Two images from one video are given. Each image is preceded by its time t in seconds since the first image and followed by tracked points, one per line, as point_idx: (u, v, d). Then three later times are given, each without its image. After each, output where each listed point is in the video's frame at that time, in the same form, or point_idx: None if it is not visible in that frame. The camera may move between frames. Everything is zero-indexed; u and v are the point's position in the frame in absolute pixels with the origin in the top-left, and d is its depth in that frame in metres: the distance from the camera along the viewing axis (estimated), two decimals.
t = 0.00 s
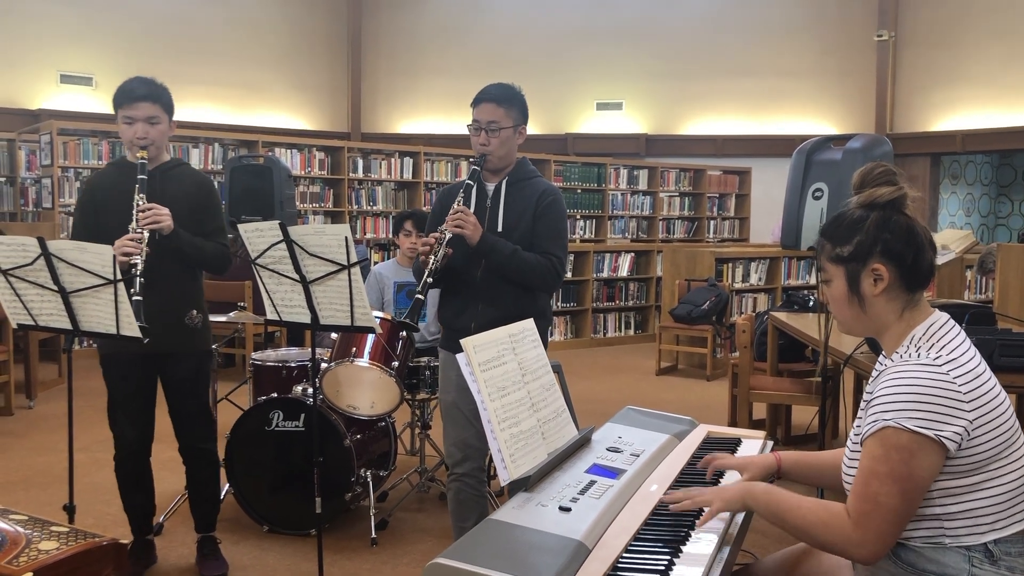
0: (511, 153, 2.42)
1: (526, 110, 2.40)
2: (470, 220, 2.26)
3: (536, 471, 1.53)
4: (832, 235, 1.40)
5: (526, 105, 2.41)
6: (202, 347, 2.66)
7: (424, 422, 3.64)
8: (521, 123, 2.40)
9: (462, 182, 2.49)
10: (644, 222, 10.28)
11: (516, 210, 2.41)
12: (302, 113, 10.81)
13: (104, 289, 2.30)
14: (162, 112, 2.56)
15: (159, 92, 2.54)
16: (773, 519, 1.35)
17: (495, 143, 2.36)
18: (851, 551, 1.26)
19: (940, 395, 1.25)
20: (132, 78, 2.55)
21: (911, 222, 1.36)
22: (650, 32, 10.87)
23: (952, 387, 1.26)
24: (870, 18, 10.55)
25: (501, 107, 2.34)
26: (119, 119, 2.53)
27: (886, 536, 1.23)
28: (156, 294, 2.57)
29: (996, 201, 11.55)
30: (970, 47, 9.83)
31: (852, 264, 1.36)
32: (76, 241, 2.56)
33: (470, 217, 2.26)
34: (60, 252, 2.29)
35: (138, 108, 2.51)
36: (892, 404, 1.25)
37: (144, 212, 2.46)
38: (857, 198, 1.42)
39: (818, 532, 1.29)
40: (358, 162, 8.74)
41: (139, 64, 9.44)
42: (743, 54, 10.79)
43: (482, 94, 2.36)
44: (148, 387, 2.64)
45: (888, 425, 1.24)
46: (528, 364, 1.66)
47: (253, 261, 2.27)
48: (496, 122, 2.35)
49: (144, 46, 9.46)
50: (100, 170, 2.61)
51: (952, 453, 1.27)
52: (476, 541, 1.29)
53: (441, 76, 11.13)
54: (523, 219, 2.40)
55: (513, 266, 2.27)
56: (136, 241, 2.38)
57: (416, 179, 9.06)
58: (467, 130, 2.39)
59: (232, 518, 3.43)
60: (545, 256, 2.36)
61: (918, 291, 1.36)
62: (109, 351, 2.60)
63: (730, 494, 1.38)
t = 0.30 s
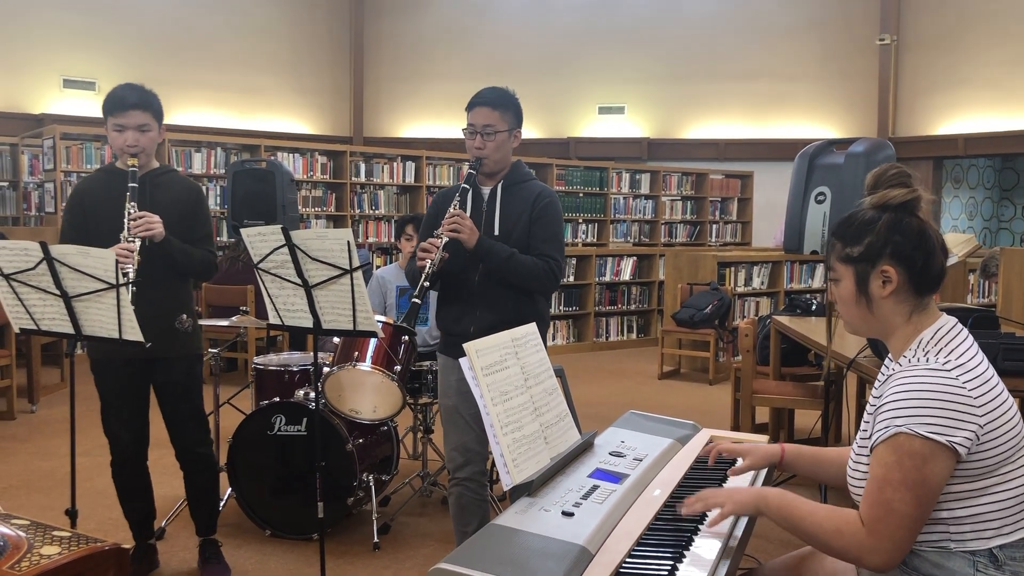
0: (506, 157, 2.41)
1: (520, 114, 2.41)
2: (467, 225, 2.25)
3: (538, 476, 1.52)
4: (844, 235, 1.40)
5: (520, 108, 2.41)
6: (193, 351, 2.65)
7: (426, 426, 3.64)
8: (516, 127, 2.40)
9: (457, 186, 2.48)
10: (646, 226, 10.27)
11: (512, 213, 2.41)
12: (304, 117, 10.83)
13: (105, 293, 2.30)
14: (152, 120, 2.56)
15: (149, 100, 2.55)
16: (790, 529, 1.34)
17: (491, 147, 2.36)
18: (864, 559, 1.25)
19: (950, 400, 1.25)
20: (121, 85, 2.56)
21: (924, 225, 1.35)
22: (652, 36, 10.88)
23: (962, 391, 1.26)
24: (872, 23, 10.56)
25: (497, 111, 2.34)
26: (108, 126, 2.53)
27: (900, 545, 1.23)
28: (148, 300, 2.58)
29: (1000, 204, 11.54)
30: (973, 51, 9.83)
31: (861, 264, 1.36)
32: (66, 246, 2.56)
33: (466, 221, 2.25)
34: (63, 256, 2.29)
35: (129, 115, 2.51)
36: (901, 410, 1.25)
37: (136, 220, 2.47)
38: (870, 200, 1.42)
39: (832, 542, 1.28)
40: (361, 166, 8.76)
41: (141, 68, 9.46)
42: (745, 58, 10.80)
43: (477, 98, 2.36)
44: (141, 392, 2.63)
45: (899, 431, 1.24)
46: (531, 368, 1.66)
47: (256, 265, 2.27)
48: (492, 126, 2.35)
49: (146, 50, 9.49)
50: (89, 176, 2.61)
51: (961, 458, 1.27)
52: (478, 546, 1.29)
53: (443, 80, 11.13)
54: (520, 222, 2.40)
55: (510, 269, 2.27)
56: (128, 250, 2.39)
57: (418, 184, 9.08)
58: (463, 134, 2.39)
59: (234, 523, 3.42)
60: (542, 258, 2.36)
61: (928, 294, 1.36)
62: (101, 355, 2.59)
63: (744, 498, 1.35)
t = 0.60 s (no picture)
0: (497, 158, 2.41)
1: (512, 115, 2.41)
2: (460, 224, 2.24)
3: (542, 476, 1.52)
4: (860, 229, 1.40)
5: (512, 109, 2.41)
6: (193, 351, 2.65)
7: (428, 427, 3.64)
8: (507, 127, 2.40)
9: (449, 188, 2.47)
10: (648, 227, 10.27)
11: (504, 213, 2.41)
12: (306, 118, 10.83)
13: (108, 294, 2.30)
14: (151, 120, 2.56)
15: (148, 99, 2.55)
16: (797, 546, 1.35)
17: (482, 147, 2.36)
18: (876, 564, 1.25)
19: (958, 401, 1.24)
20: (120, 85, 2.55)
21: (942, 226, 1.35)
22: (654, 37, 10.88)
23: (970, 393, 1.26)
24: (874, 24, 10.56)
25: (488, 112, 2.35)
26: (107, 125, 2.53)
27: (911, 547, 1.23)
28: (149, 298, 2.58)
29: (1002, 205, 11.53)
30: (975, 52, 9.83)
31: (873, 260, 1.36)
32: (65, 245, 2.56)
33: (459, 220, 2.24)
34: (65, 256, 2.28)
35: (127, 115, 2.51)
36: (908, 411, 1.25)
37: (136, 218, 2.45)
38: (891, 196, 1.42)
39: (844, 547, 1.28)
40: (362, 167, 8.76)
41: (143, 69, 9.47)
42: (747, 60, 10.80)
43: (468, 99, 2.36)
44: (140, 391, 2.63)
45: (906, 433, 1.23)
46: (534, 369, 1.66)
47: (258, 265, 2.28)
48: (484, 126, 2.35)
49: (149, 51, 9.50)
50: (87, 175, 2.61)
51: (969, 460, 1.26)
52: (481, 547, 1.29)
53: (445, 80, 11.13)
54: (512, 223, 2.40)
55: (502, 269, 2.27)
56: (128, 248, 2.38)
57: (420, 184, 9.09)
58: (455, 135, 2.38)
59: (237, 524, 3.42)
60: (535, 259, 2.36)
61: (939, 295, 1.35)
62: (100, 356, 2.59)
63: (747, 526, 1.37)
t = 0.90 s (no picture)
0: (493, 157, 2.41)
1: (507, 115, 2.41)
2: (455, 226, 2.22)
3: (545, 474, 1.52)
4: (870, 223, 1.40)
5: (506, 109, 2.40)
6: (198, 348, 2.65)
7: (430, 425, 3.64)
8: (502, 127, 2.39)
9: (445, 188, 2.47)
10: (650, 225, 10.27)
11: (500, 213, 2.40)
12: (309, 116, 10.83)
13: (111, 290, 2.30)
14: (157, 117, 2.56)
15: (154, 97, 2.55)
16: (803, 549, 1.34)
17: (477, 147, 2.36)
18: (880, 560, 1.24)
19: (959, 394, 1.24)
20: (125, 82, 2.55)
21: (952, 223, 1.34)
22: (657, 36, 10.87)
23: (971, 386, 1.25)
24: (877, 22, 10.54)
25: (482, 111, 2.35)
26: (113, 123, 2.53)
27: (915, 542, 1.22)
28: (154, 295, 2.57)
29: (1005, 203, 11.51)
30: (978, 51, 9.82)
31: (882, 253, 1.36)
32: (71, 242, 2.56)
33: (454, 223, 2.22)
34: (68, 252, 2.28)
35: (133, 113, 2.51)
36: (910, 404, 1.25)
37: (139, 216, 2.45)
38: (903, 191, 1.41)
39: (848, 543, 1.28)
40: (365, 165, 8.74)
41: (145, 66, 9.46)
42: (750, 58, 10.78)
43: (464, 99, 2.36)
44: (146, 389, 2.63)
45: (908, 426, 1.23)
46: (537, 367, 1.65)
47: (261, 262, 2.27)
48: (478, 126, 2.34)
49: (152, 49, 9.50)
50: (93, 173, 2.61)
51: (970, 454, 1.26)
52: (484, 544, 1.28)
53: (447, 78, 11.12)
54: (507, 223, 2.39)
55: (497, 269, 2.26)
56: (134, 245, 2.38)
57: (422, 182, 9.10)
58: (449, 135, 2.38)
59: (238, 521, 3.42)
60: (531, 258, 2.35)
61: (948, 291, 1.35)
62: (104, 353, 2.58)
63: (753, 528, 1.36)
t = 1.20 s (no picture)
0: (489, 153, 2.40)
1: (503, 111, 2.39)
2: (452, 219, 2.23)
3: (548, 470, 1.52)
4: (870, 223, 1.40)
5: (502, 105, 2.39)
6: (207, 346, 2.65)
7: (431, 422, 3.64)
8: (498, 123, 2.39)
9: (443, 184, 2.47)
10: (652, 223, 10.26)
11: (498, 209, 2.40)
12: (310, 113, 10.82)
13: (113, 286, 2.30)
14: (168, 111, 2.56)
15: (165, 90, 2.55)
16: (806, 548, 1.33)
17: (473, 144, 2.36)
18: (883, 559, 1.24)
19: (959, 392, 1.24)
20: (137, 77, 2.55)
21: (951, 220, 1.34)
22: (659, 33, 10.85)
23: (971, 384, 1.25)
24: (879, 20, 10.52)
25: (477, 108, 2.33)
26: (125, 117, 2.53)
27: (916, 541, 1.22)
28: (164, 291, 2.57)
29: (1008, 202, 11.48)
30: (981, 49, 9.80)
31: (882, 251, 1.35)
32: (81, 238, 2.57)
33: (452, 216, 2.22)
34: (70, 248, 2.28)
35: (145, 106, 2.51)
36: (909, 403, 1.24)
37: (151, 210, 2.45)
38: (903, 191, 1.41)
39: (850, 542, 1.28)
40: (367, 162, 8.73)
41: (147, 62, 9.45)
42: (752, 55, 10.77)
43: (458, 95, 2.35)
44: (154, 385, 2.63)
45: (908, 424, 1.23)
46: (539, 363, 1.65)
47: (264, 259, 2.27)
48: (473, 122, 2.34)
49: (154, 45, 9.50)
50: (105, 169, 2.61)
51: (970, 452, 1.25)
52: (487, 540, 1.28)
53: (449, 76, 11.11)
54: (504, 220, 2.39)
55: (496, 263, 2.26)
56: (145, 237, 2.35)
57: (424, 179, 9.09)
58: (445, 132, 2.38)
59: (241, 517, 3.43)
60: (529, 254, 2.35)
61: (949, 290, 1.35)
62: (110, 348, 2.58)
63: (755, 527, 1.36)
